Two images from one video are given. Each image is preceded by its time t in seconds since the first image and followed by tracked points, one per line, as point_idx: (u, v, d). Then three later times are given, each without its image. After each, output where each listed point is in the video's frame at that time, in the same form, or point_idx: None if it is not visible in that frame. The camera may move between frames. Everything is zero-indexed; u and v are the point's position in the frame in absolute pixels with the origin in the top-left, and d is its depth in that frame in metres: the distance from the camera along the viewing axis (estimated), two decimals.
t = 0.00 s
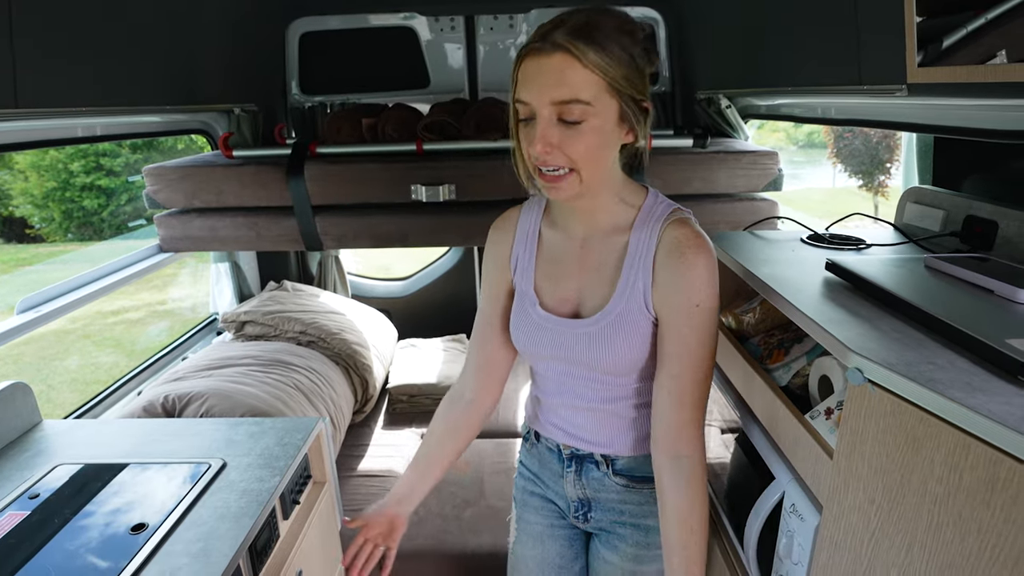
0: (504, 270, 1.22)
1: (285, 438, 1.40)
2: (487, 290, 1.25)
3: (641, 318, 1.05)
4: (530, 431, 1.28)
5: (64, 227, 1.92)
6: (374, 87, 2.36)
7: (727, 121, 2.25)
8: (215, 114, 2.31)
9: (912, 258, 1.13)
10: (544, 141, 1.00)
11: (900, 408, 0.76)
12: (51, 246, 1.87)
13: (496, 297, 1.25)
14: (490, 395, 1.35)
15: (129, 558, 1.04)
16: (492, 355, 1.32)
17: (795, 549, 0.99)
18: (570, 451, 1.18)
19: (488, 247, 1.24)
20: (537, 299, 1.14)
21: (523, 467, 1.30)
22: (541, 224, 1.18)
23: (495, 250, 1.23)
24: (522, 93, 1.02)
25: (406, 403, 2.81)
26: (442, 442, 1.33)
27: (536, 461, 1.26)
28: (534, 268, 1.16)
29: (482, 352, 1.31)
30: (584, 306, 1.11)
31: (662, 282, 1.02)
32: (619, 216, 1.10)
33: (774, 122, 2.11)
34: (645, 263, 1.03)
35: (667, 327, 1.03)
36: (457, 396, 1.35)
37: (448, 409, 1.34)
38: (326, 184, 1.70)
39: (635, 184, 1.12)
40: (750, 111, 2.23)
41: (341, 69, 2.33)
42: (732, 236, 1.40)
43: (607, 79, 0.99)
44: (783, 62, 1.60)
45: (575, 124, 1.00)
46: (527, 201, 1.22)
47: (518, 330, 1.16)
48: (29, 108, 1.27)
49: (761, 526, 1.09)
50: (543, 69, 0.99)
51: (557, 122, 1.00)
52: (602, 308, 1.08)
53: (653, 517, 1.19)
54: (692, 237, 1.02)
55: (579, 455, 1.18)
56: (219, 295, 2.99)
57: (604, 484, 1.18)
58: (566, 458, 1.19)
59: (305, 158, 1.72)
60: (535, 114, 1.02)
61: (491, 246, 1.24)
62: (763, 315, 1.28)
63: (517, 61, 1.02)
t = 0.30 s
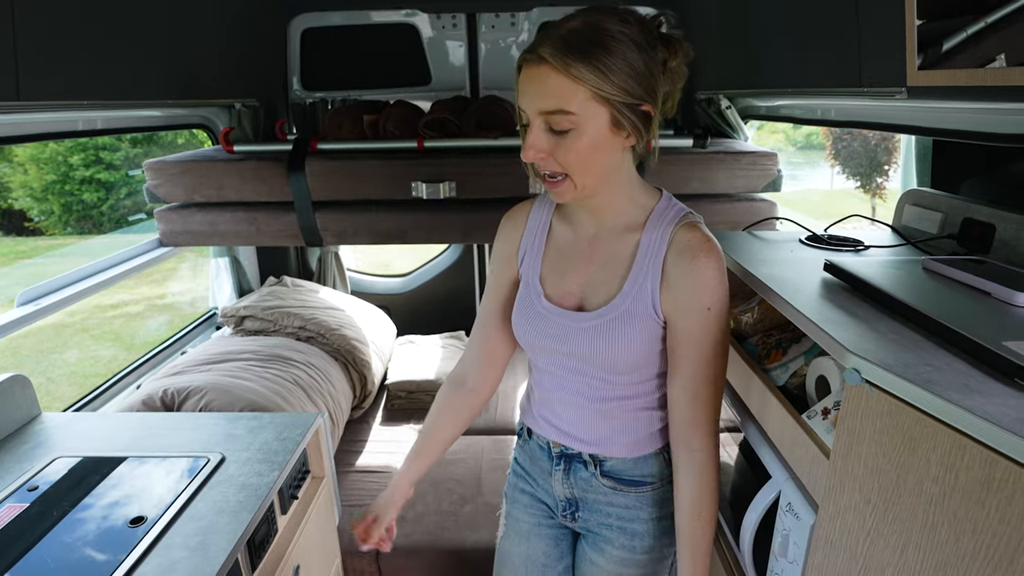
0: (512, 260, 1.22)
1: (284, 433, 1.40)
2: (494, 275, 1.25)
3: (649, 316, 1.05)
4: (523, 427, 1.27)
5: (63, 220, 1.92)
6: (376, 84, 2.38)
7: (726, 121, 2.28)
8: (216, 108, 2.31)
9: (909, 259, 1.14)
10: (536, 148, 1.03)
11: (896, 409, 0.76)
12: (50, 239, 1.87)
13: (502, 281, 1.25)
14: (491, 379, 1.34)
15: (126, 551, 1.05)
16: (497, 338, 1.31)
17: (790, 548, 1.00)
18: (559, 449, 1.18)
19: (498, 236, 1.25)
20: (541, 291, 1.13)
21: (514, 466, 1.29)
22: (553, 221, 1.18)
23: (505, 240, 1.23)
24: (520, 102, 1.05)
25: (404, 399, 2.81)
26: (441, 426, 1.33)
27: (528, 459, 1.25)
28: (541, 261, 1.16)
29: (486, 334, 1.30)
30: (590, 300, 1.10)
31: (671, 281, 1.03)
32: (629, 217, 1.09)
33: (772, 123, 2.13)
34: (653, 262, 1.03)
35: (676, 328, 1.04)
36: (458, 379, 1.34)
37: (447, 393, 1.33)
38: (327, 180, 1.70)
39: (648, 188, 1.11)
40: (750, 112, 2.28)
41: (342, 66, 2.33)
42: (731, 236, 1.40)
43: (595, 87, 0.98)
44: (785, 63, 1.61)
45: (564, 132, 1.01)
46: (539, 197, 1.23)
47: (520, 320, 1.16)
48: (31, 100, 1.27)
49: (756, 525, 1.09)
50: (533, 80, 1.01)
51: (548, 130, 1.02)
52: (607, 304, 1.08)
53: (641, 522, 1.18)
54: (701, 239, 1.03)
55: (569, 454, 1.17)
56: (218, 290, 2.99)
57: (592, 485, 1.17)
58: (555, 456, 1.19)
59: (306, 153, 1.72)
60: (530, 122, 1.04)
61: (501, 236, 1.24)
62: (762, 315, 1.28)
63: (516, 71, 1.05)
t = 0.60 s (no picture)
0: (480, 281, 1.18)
1: (281, 427, 1.40)
2: (461, 297, 1.22)
3: (637, 296, 1.05)
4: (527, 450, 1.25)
5: (62, 211, 1.92)
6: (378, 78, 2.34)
7: (727, 121, 2.25)
8: (217, 101, 2.30)
9: (908, 259, 1.14)
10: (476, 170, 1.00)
11: (895, 407, 0.77)
12: (49, 230, 1.87)
13: (473, 304, 1.21)
14: (454, 403, 1.31)
15: (124, 542, 1.05)
16: (464, 361, 1.28)
17: (787, 546, 1.00)
18: (576, 468, 1.17)
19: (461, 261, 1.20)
20: (523, 298, 1.08)
21: (520, 486, 1.28)
22: (514, 233, 1.13)
23: (469, 261, 1.18)
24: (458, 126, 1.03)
25: (402, 394, 2.81)
26: (405, 449, 1.31)
27: (535, 483, 1.23)
28: (510, 272, 1.11)
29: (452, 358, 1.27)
30: (571, 297, 1.08)
31: (649, 254, 1.04)
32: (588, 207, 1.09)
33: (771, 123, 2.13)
34: (628, 238, 1.04)
35: (661, 299, 1.06)
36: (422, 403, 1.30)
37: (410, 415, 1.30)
38: (328, 174, 1.70)
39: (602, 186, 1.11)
40: (750, 111, 2.25)
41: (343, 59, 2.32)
42: (731, 234, 1.41)
43: (528, 104, 0.94)
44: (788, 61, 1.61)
45: (503, 151, 0.97)
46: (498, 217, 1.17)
47: (506, 334, 1.11)
48: (31, 90, 1.27)
49: (752, 522, 1.10)
50: (467, 105, 0.99)
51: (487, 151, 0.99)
52: (591, 296, 1.06)
53: (666, 532, 1.18)
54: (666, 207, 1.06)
55: (587, 471, 1.16)
56: (217, 283, 2.99)
57: (614, 501, 1.17)
58: (572, 476, 1.17)
59: (307, 146, 1.72)
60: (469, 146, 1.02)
61: (466, 259, 1.18)
62: (761, 313, 1.28)
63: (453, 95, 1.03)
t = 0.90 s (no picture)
0: (453, 299, 1.28)
1: (280, 423, 1.40)
2: (437, 315, 1.32)
3: (605, 292, 1.10)
4: (522, 454, 1.28)
5: (60, 207, 1.92)
6: (377, 75, 2.34)
7: (727, 118, 2.30)
8: (216, 97, 2.30)
9: (907, 258, 1.15)
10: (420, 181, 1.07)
11: (894, 405, 0.77)
12: (47, 226, 1.87)
13: (447, 321, 1.32)
14: (437, 413, 1.42)
15: (122, 538, 1.05)
16: (442, 373, 1.38)
17: (785, 543, 1.00)
18: (574, 470, 1.20)
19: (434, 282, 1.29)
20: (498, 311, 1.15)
21: (515, 490, 1.31)
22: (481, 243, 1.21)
23: (442, 279, 1.27)
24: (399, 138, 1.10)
25: (401, 390, 2.81)
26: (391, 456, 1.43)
27: (532, 486, 1.26)
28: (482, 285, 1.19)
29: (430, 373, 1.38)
30: (543, 303, 1.15)
31: (612, 250, 1.10)
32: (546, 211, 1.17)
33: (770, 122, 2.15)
34: (587, 238, 1.10)
35: (629, 291, 1.12)
36: (407, 414, 1.42)
37: (396, 425, 1.42)
38: (327, 170, 1.70)
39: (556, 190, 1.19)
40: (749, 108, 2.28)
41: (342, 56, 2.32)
42: (730, 232, 1.41)
43: (458, 113, 1.02)
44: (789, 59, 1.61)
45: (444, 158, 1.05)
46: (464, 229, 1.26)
47: (487, 346, 1.18)
48: (29, 84, 1.27)
49: (750, 519, 1.10)
50: (403, 118, 1.06)
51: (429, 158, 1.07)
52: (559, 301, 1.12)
53: (664, 525, 1.22)
54: (621, 200, 1.13)
55: (585, 472, 1.20)
56: (215, 279, 2.99)
57: (615, 500, 1.20)
58: (571, 478, 1.21)
59: (306, 143, 1.72)
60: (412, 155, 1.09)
61: (438, 278, 1.28)
62: (759, 311, 1.29)
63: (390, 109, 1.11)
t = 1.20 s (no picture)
0: (439, 297, 1.30)
1: (280, 416, 1.40)
2: (427, 314, 1.33)
3: (591, 285, 1.10)
4: (513, 450, 1.28)
5: (58, 200, 1.91)
6: (377, 67, 2.30)
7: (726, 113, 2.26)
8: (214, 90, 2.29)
9: (909, 253, 1.15)
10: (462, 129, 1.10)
11: (897, 399, 0.77)
12: (45, 219, 1.86)
13: (436, 320, 1.33)
14: (434, 411, 1.44)
15: (122, 531, 1.04)
16: (435, 371, 1.40)
17: (785, 537, 1.01)
18: (565, 464, 1.20)
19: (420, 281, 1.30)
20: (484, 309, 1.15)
21: (506, 486, 1.32)
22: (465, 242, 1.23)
23: (427, 279, 1.29)
24: (421, 99, 1.13)
25: (400, 383, 2.79)
26: (389, 456, 1.43)
27: (522, 482, 1.27)
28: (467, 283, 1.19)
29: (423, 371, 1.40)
30: (529, 299, 1.15)
31: (598, 242, 1.11)
32: (529, 205, 1.18)
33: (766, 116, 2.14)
34: (573, 233, 1.10)
35: (616, 282, 1.12)
36: (404, 414, 1.43)
37: (394, 425, 1.43)
38: (327, 164, 1.69)
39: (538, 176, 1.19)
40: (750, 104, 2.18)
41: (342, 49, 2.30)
42: (731, 226, 1.41)
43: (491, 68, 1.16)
44: (790, 54, 1.60)
45: (482, 107, 1.13)
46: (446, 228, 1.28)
47: (475, 344, 1.18)
48: (26, 75, 1.26)
49: (750, 513, 1.10)
50: (437, 68, 1.11)
51: (466, 108, 1.13)
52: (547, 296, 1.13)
53: (656, 515, 1.22)
54: (605, 191, 1.14)
55: (577, 466, 1.20)
56: (214, 272, 2.98)
57: (606, 491, 1.20)
58: (562, 472, 1.21)
59: (305, 136, 1.71)
60: (442, 111, 1.13)
61: (424, 278, 1.29)
62: (761, 305, 1.29)
63: (406, 76, 1.14)
